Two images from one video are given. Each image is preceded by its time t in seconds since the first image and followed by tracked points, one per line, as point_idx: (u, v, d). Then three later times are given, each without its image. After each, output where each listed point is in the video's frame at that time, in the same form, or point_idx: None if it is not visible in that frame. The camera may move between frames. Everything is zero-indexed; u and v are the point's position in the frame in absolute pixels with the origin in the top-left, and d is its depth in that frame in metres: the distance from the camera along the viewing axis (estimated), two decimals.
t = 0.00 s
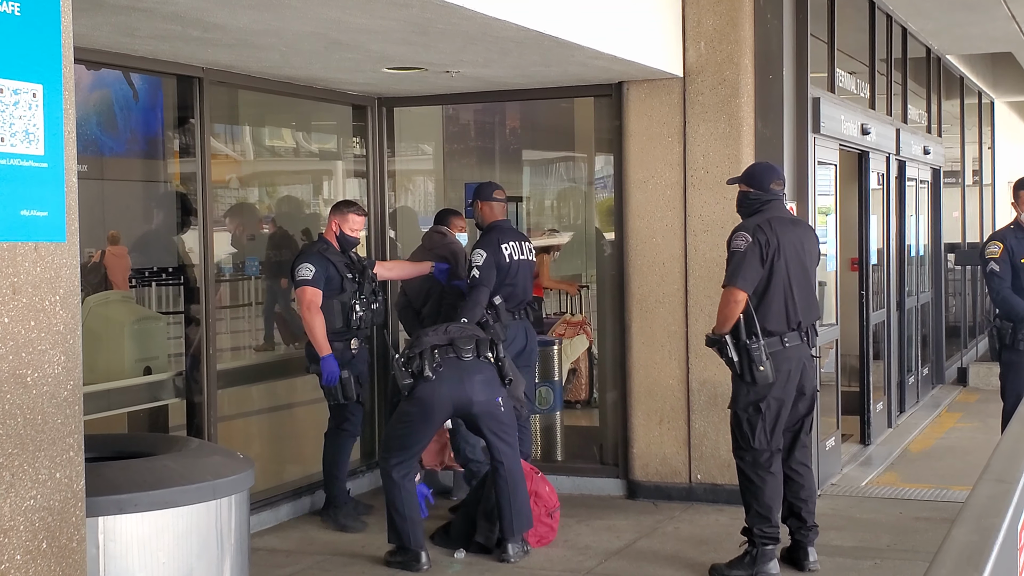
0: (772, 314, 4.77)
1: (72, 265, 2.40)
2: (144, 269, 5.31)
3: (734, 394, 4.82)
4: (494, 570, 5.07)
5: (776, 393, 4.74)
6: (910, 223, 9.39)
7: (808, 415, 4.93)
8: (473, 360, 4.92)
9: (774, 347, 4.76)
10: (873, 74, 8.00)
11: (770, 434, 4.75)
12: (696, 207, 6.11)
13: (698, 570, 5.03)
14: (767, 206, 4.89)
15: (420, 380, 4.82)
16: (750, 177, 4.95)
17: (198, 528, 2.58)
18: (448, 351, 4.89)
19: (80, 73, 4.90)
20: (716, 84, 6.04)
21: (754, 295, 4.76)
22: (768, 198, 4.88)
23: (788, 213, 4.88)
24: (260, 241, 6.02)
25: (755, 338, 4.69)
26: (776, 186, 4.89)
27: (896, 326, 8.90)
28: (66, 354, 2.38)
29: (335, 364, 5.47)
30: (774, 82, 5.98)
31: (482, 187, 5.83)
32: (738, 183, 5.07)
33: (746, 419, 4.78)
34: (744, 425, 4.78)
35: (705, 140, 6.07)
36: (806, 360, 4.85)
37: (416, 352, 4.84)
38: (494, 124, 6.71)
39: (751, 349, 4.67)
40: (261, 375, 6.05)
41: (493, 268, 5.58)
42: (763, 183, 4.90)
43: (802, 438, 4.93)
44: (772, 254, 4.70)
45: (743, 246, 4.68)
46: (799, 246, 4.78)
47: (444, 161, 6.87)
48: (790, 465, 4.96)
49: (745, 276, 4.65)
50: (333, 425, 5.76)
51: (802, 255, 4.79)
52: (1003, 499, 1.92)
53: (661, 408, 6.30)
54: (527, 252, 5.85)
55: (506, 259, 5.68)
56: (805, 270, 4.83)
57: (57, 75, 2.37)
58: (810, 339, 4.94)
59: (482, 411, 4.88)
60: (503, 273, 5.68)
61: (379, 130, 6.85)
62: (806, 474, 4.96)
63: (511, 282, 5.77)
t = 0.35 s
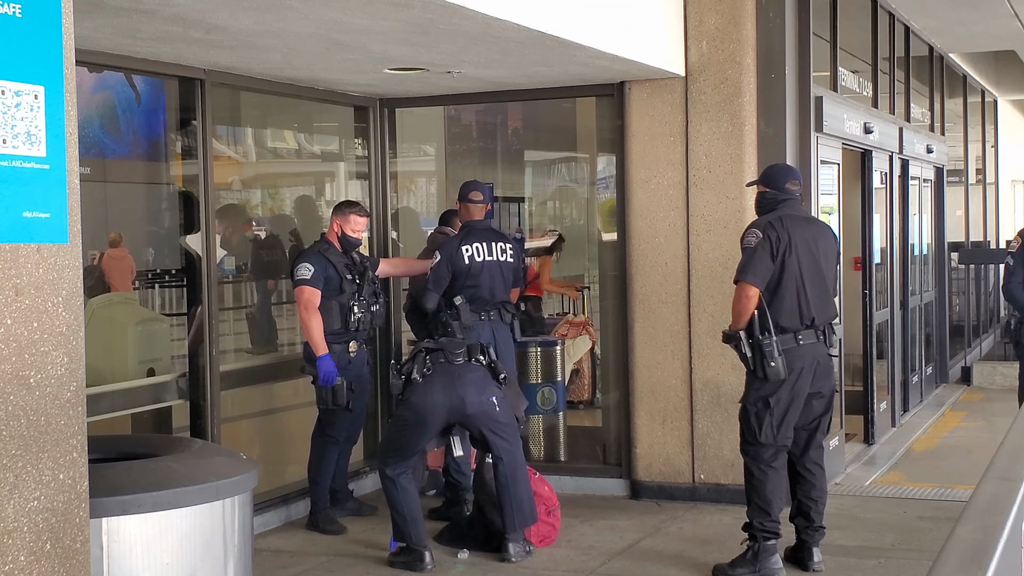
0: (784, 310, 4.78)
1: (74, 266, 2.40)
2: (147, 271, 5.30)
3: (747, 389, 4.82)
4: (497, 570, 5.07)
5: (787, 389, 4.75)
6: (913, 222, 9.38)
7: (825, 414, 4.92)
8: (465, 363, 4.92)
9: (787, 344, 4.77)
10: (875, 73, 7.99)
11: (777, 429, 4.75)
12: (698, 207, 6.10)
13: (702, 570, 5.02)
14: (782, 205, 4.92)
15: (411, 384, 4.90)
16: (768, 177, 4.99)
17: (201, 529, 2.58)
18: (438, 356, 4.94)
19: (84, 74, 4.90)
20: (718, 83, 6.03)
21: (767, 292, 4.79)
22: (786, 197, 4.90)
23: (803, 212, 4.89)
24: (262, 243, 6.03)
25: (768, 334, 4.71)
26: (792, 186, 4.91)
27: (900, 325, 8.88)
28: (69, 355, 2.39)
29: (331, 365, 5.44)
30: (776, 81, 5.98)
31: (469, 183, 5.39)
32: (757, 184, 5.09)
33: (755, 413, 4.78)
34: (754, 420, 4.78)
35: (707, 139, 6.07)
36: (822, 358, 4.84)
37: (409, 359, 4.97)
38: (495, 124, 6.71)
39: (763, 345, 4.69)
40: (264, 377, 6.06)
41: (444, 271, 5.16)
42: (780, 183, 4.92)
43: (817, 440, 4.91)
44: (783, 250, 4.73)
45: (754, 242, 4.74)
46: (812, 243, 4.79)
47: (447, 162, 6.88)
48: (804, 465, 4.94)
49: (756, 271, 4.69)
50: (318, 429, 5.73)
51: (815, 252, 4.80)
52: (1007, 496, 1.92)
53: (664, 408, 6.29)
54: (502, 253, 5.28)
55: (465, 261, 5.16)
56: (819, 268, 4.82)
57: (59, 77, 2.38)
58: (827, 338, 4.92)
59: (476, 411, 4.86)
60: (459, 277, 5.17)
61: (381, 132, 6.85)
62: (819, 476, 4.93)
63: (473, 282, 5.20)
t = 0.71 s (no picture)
0: (788, 306, 4.83)
1: (79, 267, 2.41)
2: (151, 272, 5.30)
3: (753, 384, 4.91)
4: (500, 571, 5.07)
5: (790, 385, 4.81)
6: (917, 224, 9.37)
7: (836, 416, 4.87)
8: (472, 362, 4.93)
9: (791, 341, 4.81)
10: (880, 74, 7.98)
11: (778, 424, 4.85)
12: (702, 208, 6.10)
13: (706, 571, 5.02)
14: (793, 206, 4.99)
15: (419, 384, 4.90)
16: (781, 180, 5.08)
17: (204, 529, 2.58)
18: (446, 357, 4.93)
19: (88, 75, 4.90)
20: (722, 84, 6.03)
21: (773, 288, 4.85)
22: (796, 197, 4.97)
23: (813, 211, 4.94)
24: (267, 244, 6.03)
25: (771, 330, 4.76)
26: (802, 187, 5.00)
27: (904, 327, 8.87)
28: (74, 356, 2.39)
29: (327, 367, 5.46)
30: (780, 83, 5.97)
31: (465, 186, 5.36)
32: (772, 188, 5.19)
33: (756, 408, 4.88)
34: (755, 415, 4.88)
35: (711, 140, 6.07)
36: (829, 356, 4.84)
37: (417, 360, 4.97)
38: (499, 125, 6.71)
39: (764, 341, 4.75)
40: (268, 377, 6.06)
41: (426, 269, 5.16)
42: (791, 185, 5.02)
43: (824, 440, 4.87)
44: (787, 246, 4.79)
45: (758, 238, 4.82)
46: (818, 241, 4.82)
47: (451, 163, 6.88)
48: (811, 466, 4.93)
49: (758, 268, 4.76)
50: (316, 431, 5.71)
51: (822, 250, 4.83)
52: (1011, 498, 1.91)
53: (668, 409, 6.29)
54: (485, 256, 5.17)
55: (444, 262, 5.12)
56: (825, 267, 4.84)
57: (64, 77, 2.38)
58: (837, 338, 4.91)
59: (484, 410, 4.87)
60: (439, 276, 5.14)
61: (385, 133, 6.86)
62: (827, 476, 4.92)
63: (453, 284, 5.12)
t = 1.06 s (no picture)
0: (775, 309, 4.90)
1: (83, 266, 2.41)
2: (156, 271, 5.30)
3: (751, 386, 4.99)
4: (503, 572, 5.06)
5: (780, 387, 4.87)
6: (921, 225, 9.35)
7: (831, 416, 4.88)
8: (488, 359, 4.93)
9: (780, 343, 4.87)
10: (884, 75, 7.98)
11: (777, 426, 4.92)
12: (706, 209, 6.10)
13: (709, 572, 5.02)
14: (787, 207, 5.04)
15: (435, 377, 4.87)
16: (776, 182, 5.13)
17: (207, 529, 2.57)
18: (462, 351, 4.92)
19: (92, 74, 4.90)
20: (726, 85, 6.03)
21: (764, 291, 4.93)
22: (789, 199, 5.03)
23: (806, 213, 4.99)
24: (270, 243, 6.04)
25: (757, 331, 4.82)
26: (795, 189, 5.03)
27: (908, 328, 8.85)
28: (77, 355, 2.39)
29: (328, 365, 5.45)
30: (784, 84, 5.96)
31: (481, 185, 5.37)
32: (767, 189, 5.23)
33: (752, 410, 4.98)
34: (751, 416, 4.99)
35: (715, 141, 6.06)
36: (822, 358, 4.86)
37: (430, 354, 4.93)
38: (503, 126, 6.71)
39: (751, 341, 4.80)
40: (270, 378, 6.06)
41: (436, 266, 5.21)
42: (785, 186, 5.07)
43: (819, 440, 4.88)
44: (773, 249, 4.87)
45: (746, 242, 4.93)
46: (807, 244, 4.88)
47: (455, 164, 6.87)
48: (809, 465, 4.92)
49: (746, 271, 4.86)
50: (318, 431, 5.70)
51: (811, 251, 4.88)
52: (1017, 500, 1.90)
53: (671, 410, 6.29)
54: (495, 257, 5.17)
55: (453, 260, 5.14)
56: (815, 269, 4.89)
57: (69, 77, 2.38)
58: (831, 339, 4.91)
59: (499, 408, 4.86)
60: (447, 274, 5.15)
61: (389, 133, 6.86)
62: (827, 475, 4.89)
63: (460, 282, 5.12)
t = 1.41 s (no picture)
0: (758, 313, 4.97)
1: (86, 267, 2.41)
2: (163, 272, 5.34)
3: (737, 387, 5.04)
4: (507, 571, 5.06)
5: (767, 387, 4.93)
6: (925, 225, 9.34)
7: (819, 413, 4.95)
8: (519, 357, 5.02)
9: (764, 344, 4.94)
10: (888, 75, 7.97)
11: (765, 427, 4.96)
12: (710, 209, 6.09)
13: (713, 571, 5.01)
14: (769, 206, 5.07)
15: (473, 371, 4.90)
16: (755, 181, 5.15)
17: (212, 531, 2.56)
18: (496, 348, 4.98)
19: (97, 75, 4.89)
20: (730, 85, 6.02)
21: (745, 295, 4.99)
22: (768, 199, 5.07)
23: (787, 214, 5.04)
24: (273, 245, 6.04)
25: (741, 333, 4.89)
26: (777, 187, 5.05)
27: (912, 328, 8.84)
28: (81, 355, 2.39)
29: (332, 364, 5.45)
30: (788, 83, 5.96)
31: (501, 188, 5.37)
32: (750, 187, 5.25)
33: (740, 411, 5.04)
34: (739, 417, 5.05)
35: (719, 141, 6.05)
36: (804, 358, 4.91)
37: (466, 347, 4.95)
38: (507, 126, 6.71)
39: (737, 343, 4.89)
40: (274, 379, 6.06)
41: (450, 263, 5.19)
42: (766, 185, 5.08)
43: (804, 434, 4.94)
44: (753, 255, 4.94)
45: (728, 246, 4.98)
46: (787, 245, 4.94)
47: (458, 164, 6.87)
48: (800, 456, 4.98)
49: (727, 276, 4.94)
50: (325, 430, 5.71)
51: (792, 253, 4.95)
52: (1021, 499, 1.89)
53: (675, 410, 6.28)
54: (511, 259, 5.16)
55: (469, 259, 5.10)
56: (796, 271, 4.95)
57: (72, 78, 2.38)
58: (815, 339, 4.97)
59: (531, 408, 4.98)
60: (461, 273, 5.12)
61: (392, 133, 6.86)
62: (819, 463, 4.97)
63: (475, 282, 5.10)
